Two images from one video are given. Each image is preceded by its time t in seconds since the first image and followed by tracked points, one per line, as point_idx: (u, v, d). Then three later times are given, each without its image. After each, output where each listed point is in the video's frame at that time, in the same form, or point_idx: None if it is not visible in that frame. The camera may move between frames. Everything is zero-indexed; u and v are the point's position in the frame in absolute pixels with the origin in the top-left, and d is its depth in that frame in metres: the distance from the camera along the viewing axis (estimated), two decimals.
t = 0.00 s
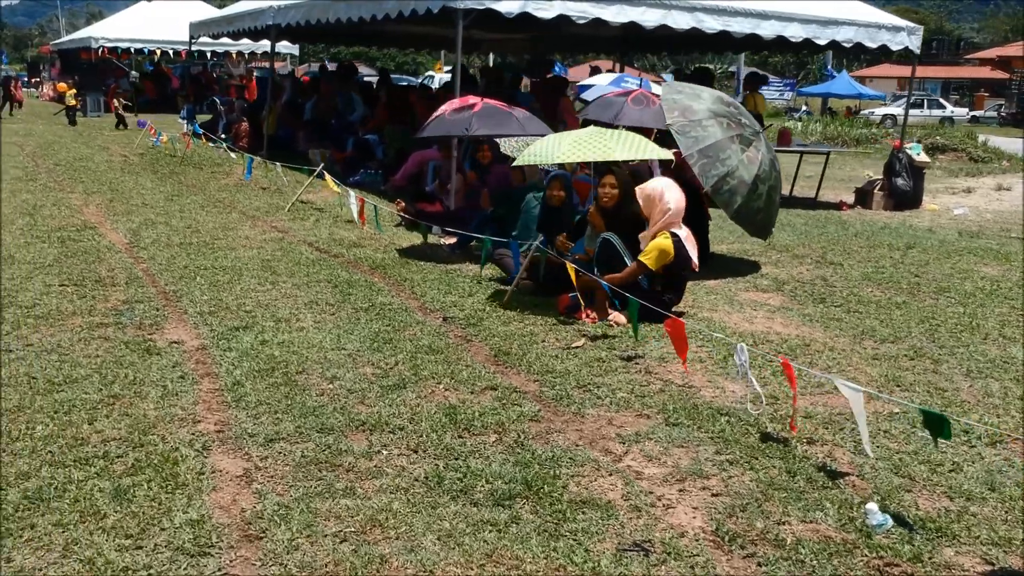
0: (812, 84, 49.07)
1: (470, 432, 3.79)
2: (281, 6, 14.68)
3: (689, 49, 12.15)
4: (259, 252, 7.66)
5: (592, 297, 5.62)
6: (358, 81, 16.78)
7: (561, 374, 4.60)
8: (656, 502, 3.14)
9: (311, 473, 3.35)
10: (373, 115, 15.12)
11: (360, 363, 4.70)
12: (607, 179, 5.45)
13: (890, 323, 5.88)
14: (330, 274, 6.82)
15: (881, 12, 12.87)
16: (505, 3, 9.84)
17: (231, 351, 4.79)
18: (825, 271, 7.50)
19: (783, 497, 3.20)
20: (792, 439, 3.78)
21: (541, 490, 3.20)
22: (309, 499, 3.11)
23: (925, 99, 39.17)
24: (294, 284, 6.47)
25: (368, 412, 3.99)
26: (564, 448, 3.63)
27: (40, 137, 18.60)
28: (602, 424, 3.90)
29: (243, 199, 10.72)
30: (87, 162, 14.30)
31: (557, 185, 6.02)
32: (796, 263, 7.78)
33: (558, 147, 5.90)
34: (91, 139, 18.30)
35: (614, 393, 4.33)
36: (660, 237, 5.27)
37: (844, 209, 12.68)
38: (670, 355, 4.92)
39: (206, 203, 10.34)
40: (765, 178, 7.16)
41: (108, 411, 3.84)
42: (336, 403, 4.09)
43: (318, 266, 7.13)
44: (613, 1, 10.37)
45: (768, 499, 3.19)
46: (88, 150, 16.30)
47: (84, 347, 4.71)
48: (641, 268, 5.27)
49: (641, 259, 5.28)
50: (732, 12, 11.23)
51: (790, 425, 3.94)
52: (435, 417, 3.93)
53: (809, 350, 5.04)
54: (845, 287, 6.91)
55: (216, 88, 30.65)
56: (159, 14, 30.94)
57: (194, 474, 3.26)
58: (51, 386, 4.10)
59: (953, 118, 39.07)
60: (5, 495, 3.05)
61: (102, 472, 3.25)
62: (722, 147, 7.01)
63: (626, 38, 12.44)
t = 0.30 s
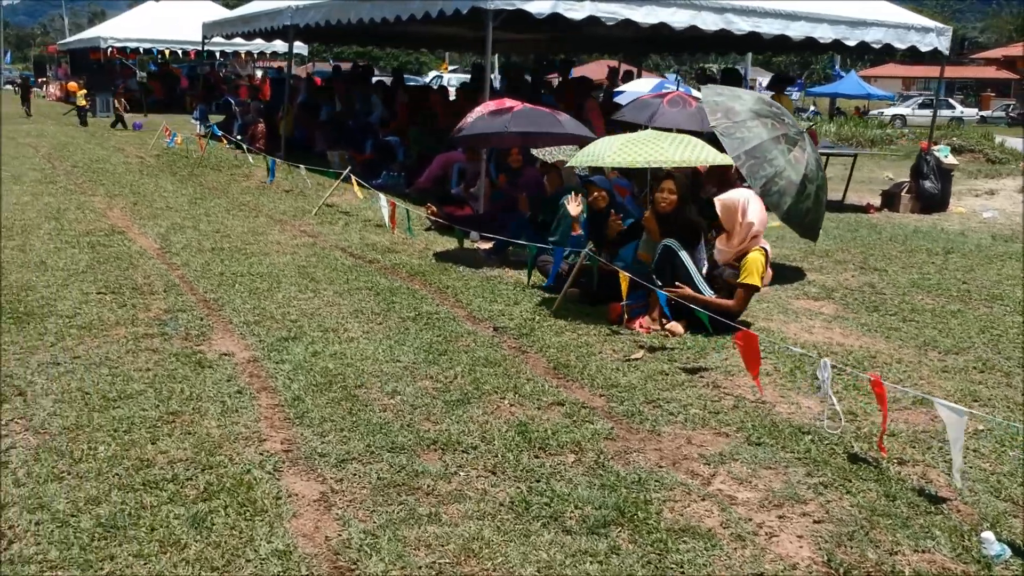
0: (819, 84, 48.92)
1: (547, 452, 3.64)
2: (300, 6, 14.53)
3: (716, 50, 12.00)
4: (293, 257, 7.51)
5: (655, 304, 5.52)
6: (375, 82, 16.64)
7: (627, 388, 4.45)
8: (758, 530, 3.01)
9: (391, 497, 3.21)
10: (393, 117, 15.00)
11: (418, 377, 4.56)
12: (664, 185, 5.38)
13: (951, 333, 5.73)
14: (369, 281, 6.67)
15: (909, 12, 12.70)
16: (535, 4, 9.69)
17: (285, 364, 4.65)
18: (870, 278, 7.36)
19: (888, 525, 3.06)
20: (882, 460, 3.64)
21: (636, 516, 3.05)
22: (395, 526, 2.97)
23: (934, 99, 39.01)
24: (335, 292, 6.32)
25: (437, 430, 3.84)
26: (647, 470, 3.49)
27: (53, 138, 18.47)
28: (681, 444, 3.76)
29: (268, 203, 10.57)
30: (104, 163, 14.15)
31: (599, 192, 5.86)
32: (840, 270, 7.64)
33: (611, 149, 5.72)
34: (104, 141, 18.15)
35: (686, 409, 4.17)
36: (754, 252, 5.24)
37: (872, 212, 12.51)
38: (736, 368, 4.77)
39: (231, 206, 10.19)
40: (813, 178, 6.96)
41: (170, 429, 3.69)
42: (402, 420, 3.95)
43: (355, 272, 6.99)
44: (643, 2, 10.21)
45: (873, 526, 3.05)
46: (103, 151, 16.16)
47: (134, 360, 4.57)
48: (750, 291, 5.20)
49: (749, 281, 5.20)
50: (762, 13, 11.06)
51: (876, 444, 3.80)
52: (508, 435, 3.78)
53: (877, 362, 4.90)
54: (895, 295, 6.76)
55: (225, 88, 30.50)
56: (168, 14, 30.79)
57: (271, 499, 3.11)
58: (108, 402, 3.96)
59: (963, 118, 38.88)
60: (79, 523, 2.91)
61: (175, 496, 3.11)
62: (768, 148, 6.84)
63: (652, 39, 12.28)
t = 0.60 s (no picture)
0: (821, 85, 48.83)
1: (639, 479, 3.48)
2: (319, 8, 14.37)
3: (743, 54, 11.85)
4: (330, 266, 7.35)
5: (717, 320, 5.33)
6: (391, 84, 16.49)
7: (705, 407, 4.28)
8: (882, 567, 2.87)
9: (489, 530, 3.06)
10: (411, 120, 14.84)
11: (487, 395, 4.40)
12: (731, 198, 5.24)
13: (1019, 346, 5.59)
14: (414, 291, 6.52)
15: (938, 14, 12.55)
16: (567, 6, 9.53)
17: (347, 382, 4.50)
18: (920, 287, 7.21)
19: (1016, 560, 2.93)
20: (989, 487, 3.49)
21: (752, 554, 2.91)
22: (501, 564, 2.83)
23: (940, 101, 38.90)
24: (382, 302, 6.16)
25: (519, 454, 3.68)
26: (748, 499, 3.34)
27: (64, 140, 18.29)
28: (776, 468, 3.61)
29: (293, 208, 10.41)
30: (120, 167, 13.98)
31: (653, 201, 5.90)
32: (887, 278, 7.50)
33: (676, 152, 5.69)
34: (116, 143, 17.96)
35: (772, 430, 4.02)
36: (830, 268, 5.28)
37: (899, 217, 12.38)
38: (812, 386, 4.63)
39: (256, 212, 10.02)
40: (865, 185, 6.96)
41: (244, 454, 3.54)
42: (480, 443, 3.80)
43: (397, 282, 6.83)
44: (674, 4, 10.04)
45: (1001, 562, 2.91)
46: (117, 154, 16.00)
47: (191, 378, 4.41)
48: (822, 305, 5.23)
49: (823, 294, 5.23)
50: (793, 15, 10.87)
51: (978, 469, 3.66)
52: (595, 460, 3.63)
53: (955, 380, 4.76)
54: (951, 305, 6.62)
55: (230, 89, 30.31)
56: (174, 14, 30.60)
57: (367, 533, 2.96)
58: (174, 424, 3.80)
59: (969, 120, 38.78)
60: (171, 562, 2.76)
61: (265, 530, 2.96)
62: (822, 159, 6.75)
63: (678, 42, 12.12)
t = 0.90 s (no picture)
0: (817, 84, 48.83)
1: (743, 507, 3.36)
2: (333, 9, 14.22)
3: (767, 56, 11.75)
4: (367, 276, 7.20)
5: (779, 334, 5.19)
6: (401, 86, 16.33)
7: (790, 428, 4.16)
8: None
9: (604, 566, 2.93)
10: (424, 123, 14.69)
11: (562, 415, 4.27)
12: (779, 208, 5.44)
13: None
14: (459, 302, 6.38)
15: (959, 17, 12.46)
16: (596, 10, 9.39)
17: (415, 401, 4.35)
18: (968, 296, 7.10)
19: None
20: None
21: None
22: None
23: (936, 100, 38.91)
24: (429, 314, 6.02)
25: (612, 480, 3.55)
26: (861, 529, 3.22)
27: (68, 143, 18.07)
28: (881, 495, 3.50)
29: (315, 214, 10.25)
30: (131, 171, 13.78)
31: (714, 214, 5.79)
32: (932, 286, 7.40)
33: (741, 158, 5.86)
34: (121, 146, 17.75)
35: (865, 452, 3.90)
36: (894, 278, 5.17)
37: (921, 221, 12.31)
38: (892, 404, 4.52)
39: (279, 219, 9.86)
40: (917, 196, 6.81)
41: (331, 482, 3.40)
42: (569, 468, 3.66)
43: (439, 292, 6.69)
44: (703, 7, 9.99)
45: None
46: (124, 157, 15.79)
47: (255, 399, 4.26)
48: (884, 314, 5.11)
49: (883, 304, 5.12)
50: (819, 18, 10.73)
51: None
52: (694, 487, 3.50)
53: None
54: (1004, 315, 6.53)
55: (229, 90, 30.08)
56: (172, 14, 30.35)
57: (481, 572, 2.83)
58: (251, 450, 3.65)
59: (967, 120, 38.82)
60: None
61: (373, 569, 2.82)
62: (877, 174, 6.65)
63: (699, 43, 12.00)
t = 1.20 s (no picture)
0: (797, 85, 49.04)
1: (847, 534, 3.25)
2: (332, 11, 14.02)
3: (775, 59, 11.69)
4: (394, 285, 7.03)
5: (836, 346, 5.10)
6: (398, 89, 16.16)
7: (867, 446, 4.07)
8: None
9: None
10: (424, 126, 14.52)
11: (633, 434, 4.14)
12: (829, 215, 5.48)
13: None
14: (495, 312, 6.23)
15: (964, 20, 12.46)
16: (612, 13, 9.28)
17: (479, 422, 4.21)
18: (1000, 303, 7.06)
19: None
20: None
21: None
22: None
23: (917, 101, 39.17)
24: (469, 326, 5.87)
25: (704, 507, 3.42)
26: (973, 557, 3.12)
27: (56, 147, 17.74)
28: (980, 519, 3.40)
29: (325, 220, 10.06)
30: (127, 176, 13.51)
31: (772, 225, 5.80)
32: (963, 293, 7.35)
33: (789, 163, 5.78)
34: (111, 150, 17.44)
35: (952, 471, 3.80)
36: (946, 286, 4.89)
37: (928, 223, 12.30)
38: (962, 418, 4.44)
39: (289, 225, 9.67)
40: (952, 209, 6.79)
41: (418, 513, 3.25)
42: (656, 493, 3.54)
43: (472, 302, 6.54)
44: (717, 10, 9.87)
45: None
46: (117, 161, 15.50)
47: (315, 421, 4.10)
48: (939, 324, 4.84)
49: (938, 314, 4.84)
50: (830, 22, 10.69)
51: None
52: (791, 512, 3.38)
53: None
54: None
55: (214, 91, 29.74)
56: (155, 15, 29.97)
57: None
58: (325, 478, 3.50)
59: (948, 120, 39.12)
60: None
61: None
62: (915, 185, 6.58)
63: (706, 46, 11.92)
